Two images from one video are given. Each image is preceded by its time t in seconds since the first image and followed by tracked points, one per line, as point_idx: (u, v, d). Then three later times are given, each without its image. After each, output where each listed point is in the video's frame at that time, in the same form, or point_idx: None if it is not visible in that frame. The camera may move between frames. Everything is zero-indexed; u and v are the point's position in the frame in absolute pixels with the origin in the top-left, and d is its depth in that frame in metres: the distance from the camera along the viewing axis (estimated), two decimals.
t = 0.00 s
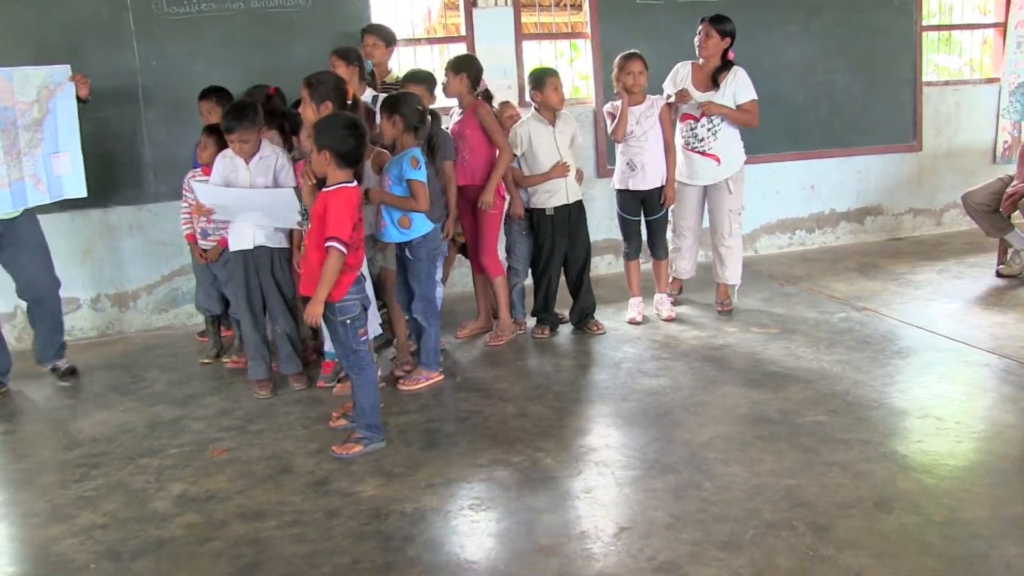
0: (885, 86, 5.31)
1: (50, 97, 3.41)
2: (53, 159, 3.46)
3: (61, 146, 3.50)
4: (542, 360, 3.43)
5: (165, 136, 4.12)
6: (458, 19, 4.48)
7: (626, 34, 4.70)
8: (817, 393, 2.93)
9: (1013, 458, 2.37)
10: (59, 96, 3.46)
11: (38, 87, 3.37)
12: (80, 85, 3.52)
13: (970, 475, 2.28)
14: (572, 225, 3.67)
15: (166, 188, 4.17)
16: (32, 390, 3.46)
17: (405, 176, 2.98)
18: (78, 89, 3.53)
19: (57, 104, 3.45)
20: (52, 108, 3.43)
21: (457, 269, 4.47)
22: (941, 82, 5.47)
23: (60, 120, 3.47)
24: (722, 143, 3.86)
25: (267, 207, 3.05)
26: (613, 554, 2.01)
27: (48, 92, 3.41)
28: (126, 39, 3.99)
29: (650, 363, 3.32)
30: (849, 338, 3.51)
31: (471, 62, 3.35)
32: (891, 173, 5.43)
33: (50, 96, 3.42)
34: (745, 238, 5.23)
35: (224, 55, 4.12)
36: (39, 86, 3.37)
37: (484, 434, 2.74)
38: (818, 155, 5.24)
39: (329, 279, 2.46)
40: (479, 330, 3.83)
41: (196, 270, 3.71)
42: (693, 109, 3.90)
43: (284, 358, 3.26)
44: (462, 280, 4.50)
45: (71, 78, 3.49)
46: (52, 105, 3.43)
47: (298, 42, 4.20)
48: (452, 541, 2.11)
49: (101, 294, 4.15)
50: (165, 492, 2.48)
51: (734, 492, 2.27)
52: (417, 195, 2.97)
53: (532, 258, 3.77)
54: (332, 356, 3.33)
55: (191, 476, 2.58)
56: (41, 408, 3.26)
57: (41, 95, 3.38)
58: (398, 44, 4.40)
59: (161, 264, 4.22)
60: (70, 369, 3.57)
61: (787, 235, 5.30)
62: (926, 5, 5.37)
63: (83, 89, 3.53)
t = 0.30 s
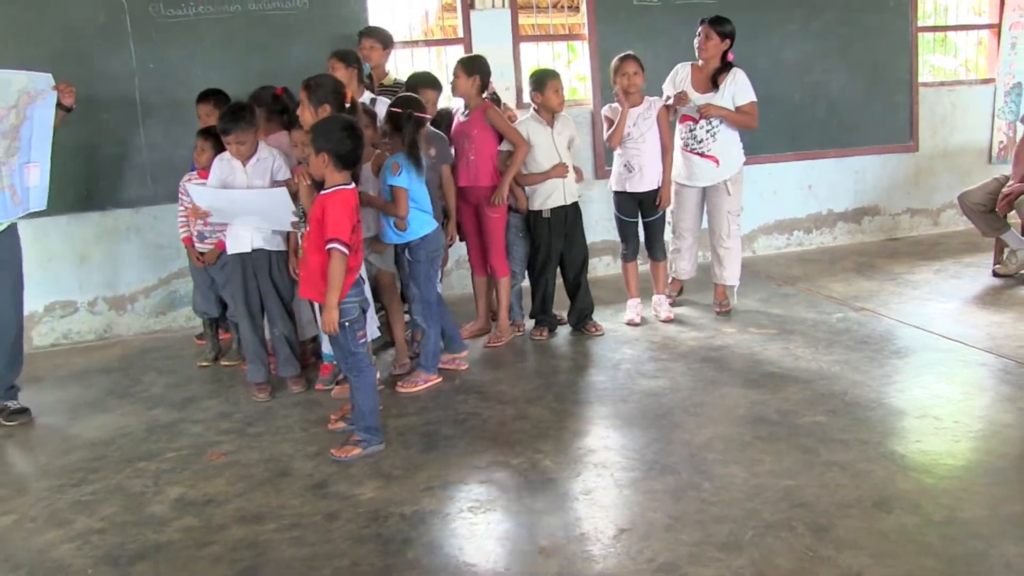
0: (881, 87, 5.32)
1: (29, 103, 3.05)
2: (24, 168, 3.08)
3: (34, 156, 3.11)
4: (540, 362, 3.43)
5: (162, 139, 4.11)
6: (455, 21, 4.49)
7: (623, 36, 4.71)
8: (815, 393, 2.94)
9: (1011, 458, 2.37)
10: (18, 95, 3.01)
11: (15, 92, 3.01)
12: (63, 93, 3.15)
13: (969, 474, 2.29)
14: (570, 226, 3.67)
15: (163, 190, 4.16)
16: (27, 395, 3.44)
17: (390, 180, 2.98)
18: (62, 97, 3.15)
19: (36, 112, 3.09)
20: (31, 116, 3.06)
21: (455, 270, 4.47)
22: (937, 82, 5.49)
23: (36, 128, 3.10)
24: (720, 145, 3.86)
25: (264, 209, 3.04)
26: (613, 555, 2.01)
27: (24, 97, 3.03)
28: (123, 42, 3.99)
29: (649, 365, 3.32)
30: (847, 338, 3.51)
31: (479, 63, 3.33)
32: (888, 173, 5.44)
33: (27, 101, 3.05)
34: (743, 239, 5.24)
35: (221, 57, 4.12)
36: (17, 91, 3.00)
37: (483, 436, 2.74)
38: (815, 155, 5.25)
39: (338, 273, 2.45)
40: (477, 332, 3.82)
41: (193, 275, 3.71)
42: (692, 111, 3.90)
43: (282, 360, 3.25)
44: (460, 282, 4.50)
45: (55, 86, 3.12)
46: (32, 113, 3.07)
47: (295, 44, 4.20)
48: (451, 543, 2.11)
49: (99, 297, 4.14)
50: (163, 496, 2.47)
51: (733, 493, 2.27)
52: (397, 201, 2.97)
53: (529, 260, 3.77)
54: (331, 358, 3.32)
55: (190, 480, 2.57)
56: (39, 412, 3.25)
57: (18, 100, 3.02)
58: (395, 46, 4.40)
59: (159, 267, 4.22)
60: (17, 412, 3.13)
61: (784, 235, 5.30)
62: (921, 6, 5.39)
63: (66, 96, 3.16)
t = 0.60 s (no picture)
0: (878, 88, 5.33)
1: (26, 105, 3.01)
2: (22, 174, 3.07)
3: (29, 163, 3.08)
4: (538, 363, 3.43)
5: (160, 141, 4.12)
6: (452, 23, 4.50)
7: (620, 37, 4.71)
8: (813, 394, 2.94)
9: (1008, 459, 2.37)
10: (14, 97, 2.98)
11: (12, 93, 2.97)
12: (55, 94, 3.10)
13: (966, 476, 2.29)
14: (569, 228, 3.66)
15: (161, 192, 4.16)
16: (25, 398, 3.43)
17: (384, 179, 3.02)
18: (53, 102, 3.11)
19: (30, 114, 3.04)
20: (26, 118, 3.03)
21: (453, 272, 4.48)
22: (934, 83, 5.49)
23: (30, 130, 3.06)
24: (720, 145, 3.86)
25: (261, 210, 3.05)
26: (611, 557, 2.01)
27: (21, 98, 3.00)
28: (121, 44, 3.99)
29: (646, 366, 3.32)
30: (845, 339, 3.52)
31: (486, 67, 3.28)
32: (885, 174, 5.45)
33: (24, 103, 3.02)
34: (741, 240, 5.24)
35: (219, 59, 4.12)
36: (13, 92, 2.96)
37: (481, 437, 2.74)
38: (812, 157, 5.25)
39: (334, 278, 2.45)
40: (476, 333, 3.83)
41: (191, 275, 3.70)
42: (691, 112, 3.90)
43: (279, 362, 3.25)
44: (457, 284, 4.50)
45: (48, 86, 3.08)
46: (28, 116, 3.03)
47: (293, 46, 4.20)
48: (450, 545, 2.11)
49: (96, 299, 4.14)
50: (161, 498, 2.47)
51: (731, 494, 2.27)
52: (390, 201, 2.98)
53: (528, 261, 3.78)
54: (329, 359, 3.32)
55: (188, 481, 2.57)
56: (37, 414, 3.25)
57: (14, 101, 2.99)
58: (393, 48, 4.40)
59: (156, 269, 4.22)
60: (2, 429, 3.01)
61: (782, 237, 5.31)
62: (918, 8, 5.39)
63: (59, 101, 3.12)
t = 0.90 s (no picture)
0: (878, 91, 5.33)
1: None
2: None
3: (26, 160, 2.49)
4: (536, 365, 3.43)
5: (159, 140, 4.11)
6: (452, 24, 4.50)
7: (620, 39, 4.72)
8: (811, 396, 2.94)
9: (1005, 462, 2.37)
10: None
11: None
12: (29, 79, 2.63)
13: (964, 479, 2.29)
14: (570, 231, 3.65)
15: (160, 191, 4.16)
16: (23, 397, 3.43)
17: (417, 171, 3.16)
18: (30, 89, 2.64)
19: None
20: None
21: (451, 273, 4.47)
22: (934, 86, 5.49)
23: None
24: (719, 145, 3.88)
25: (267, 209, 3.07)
26: (609, 558, 2.01)
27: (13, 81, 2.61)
28: (120, 43, 3.98)
29: (645, 368, 3.32)
30: (843, 342, 3.52)
31: (492, 67, 3.30)
32: (884, 177, 5.46)
33: None
34: (740, 242, 5.24)
35: (218, 58, 4.11)
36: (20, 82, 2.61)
37: (479, 438, 2.74)
38: (811, 159, 5.26)
39: (352, 262, 2.46)
40: (476, 334, 3.82)
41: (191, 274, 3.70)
42: (689, 113, 3.90)
43: (277, 362, 3.26)
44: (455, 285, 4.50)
45: None
46: None
47: (292, 45, 4.20)
48: (447, 546, 2.10)
49: (94, 298, 4.13)
50: (158, 497, 2.47)
51: (729, 496, 2.27)
52: (447, 189, 3.09)
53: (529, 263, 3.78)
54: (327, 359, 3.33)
55: (185, 481, 2.57)
56: (35, 412, 3.24)
57: None
58: (392, 48, 4.40)
59: (154, 268, 4.21)
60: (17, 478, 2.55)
61: (781, 239, 5.31)
62: (918, 11, 5.40)
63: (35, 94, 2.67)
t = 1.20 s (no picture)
0: (877, 91, 5.33)
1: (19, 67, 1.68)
2: None
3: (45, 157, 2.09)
4: (535, 364, 3.42)
5: (158, 140, 4.11)
6: (451, 23, 4.50)
7: (620, 38, 4.71)
8: (811, 396, 2.94)
9: (1004, 462, 2.37)
10: None
11: None
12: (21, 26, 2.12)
13: (963, 478, 2.29)
14: (565, 229, 3.66)
15: (159, 190, 4.16)
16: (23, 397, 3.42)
17: (415, 170, 3.20)
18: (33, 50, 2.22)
19: (20, 73, 1.68)
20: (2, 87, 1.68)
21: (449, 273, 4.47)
22: (933, 86, 5.49)
23: None
24: (711, 143, 3.89)
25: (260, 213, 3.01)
26: (608, 558, 2.01)
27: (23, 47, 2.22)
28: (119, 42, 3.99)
29: (644, 367, 3.32)
30: (843, 342, 3.52)
31: (494, 66, 3.29)
32: (884, 177, 5.46)
33: None
34: (739, 242, 5.24)
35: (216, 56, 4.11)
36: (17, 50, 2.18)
37: (478, 438, 2.73)
38: (810, 159, 5.26)
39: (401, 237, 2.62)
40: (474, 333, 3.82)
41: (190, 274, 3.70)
42: (682, 110, 3.89)
43: (276, 362, 3.26)
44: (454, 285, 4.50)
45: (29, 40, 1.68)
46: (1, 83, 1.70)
47: (291, 45, 4.19)
48: (446, 546, 2.10)
49: (93, 298, 4.13)
50: (157, 497, 2.46)
51: (729, 496, 2.27)
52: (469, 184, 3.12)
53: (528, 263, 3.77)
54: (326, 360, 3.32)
55: (184, 481, 2.56)
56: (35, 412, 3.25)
57: None
58: (391, 47, 4.40)
59: (153, 268, 4.21)
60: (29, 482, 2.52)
61: (780, 239, 5.31)
62: (917, 10, 5.40)
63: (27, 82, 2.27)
